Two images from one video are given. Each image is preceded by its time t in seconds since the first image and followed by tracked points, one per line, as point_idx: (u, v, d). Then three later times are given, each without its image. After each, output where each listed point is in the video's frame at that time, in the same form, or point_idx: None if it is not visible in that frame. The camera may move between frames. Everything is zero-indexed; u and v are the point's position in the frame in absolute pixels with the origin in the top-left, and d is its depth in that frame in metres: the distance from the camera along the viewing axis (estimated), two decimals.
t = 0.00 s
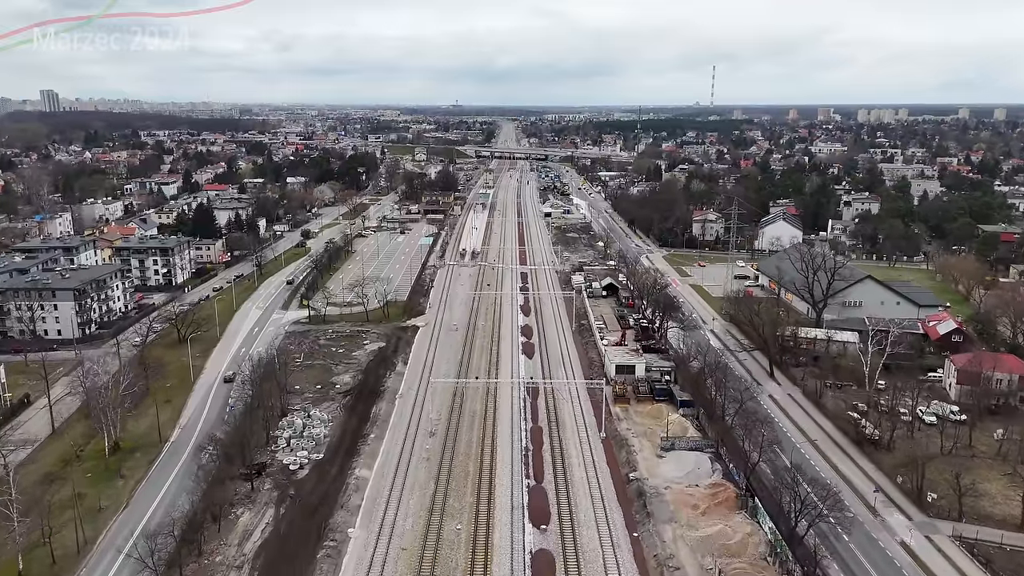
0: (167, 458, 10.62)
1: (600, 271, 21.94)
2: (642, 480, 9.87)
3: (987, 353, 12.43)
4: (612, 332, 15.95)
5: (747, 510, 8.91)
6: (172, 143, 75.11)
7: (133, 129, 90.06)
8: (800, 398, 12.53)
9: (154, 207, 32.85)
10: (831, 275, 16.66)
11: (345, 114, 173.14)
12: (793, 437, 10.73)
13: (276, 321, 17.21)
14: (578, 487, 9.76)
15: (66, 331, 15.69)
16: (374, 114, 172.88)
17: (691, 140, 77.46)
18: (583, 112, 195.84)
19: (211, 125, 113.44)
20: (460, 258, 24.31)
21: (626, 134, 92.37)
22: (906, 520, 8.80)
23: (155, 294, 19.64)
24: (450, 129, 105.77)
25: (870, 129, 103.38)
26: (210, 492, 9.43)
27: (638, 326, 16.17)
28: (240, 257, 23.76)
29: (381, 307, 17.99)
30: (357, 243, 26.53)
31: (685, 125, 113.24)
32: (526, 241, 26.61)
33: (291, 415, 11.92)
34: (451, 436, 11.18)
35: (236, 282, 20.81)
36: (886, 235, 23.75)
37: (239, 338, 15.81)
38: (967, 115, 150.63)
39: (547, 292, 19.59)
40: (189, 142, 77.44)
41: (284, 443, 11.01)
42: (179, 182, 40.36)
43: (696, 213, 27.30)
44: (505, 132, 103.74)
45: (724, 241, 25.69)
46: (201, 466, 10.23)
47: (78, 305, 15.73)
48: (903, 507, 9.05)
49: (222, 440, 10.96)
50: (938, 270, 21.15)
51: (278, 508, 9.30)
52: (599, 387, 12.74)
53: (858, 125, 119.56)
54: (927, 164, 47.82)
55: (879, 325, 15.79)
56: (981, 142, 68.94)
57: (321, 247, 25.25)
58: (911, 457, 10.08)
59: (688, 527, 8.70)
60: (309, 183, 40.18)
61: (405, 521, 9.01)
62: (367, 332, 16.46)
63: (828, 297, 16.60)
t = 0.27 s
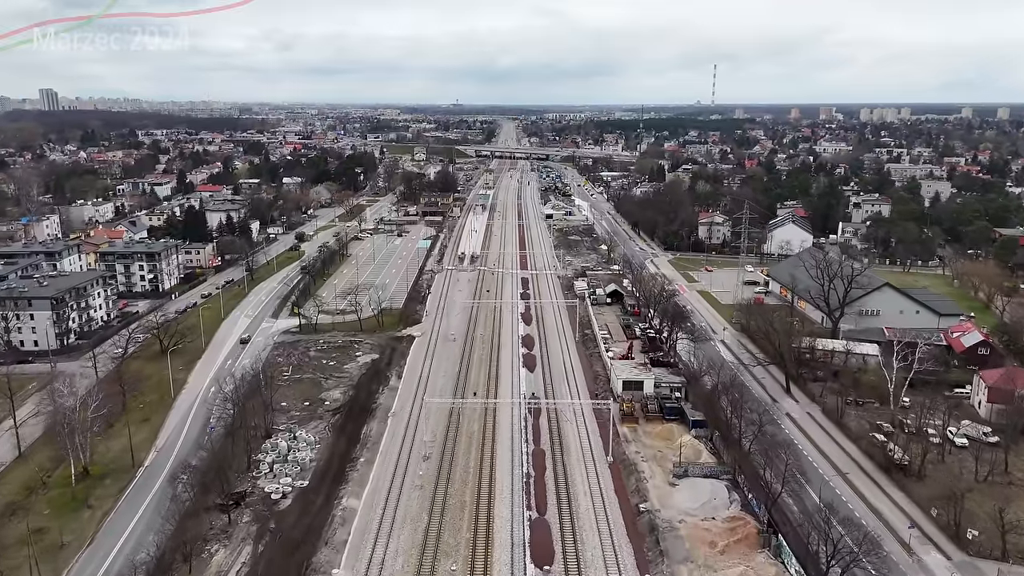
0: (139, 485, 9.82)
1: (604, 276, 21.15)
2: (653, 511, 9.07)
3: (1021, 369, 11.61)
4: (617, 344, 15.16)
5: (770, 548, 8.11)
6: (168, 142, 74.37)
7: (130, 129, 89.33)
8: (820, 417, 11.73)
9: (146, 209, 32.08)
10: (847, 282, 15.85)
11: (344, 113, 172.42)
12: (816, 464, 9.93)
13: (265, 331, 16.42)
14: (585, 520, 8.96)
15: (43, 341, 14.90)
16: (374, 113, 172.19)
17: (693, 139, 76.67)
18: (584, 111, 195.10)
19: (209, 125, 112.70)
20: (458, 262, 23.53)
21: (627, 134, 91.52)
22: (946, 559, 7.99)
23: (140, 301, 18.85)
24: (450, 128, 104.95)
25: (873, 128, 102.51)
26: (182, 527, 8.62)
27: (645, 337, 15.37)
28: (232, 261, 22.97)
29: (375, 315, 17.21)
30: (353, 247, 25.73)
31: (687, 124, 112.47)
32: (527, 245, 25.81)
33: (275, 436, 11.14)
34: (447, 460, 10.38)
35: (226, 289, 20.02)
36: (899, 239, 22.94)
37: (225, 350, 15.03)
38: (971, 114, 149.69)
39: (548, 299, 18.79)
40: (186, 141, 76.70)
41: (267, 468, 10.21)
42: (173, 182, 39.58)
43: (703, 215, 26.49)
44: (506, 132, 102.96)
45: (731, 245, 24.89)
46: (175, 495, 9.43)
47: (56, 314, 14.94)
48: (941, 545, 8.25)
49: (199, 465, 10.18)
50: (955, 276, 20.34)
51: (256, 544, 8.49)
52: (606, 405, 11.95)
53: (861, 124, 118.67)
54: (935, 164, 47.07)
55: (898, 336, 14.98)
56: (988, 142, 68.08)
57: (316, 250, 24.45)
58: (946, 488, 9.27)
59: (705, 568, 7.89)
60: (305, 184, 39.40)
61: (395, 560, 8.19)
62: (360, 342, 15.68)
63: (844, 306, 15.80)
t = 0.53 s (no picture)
0: (107, 518, 9.02)
1: (608, 283, 20.35)
2: (669, 549, 8.27)
3: None
4: (624, 357, 14.36)
5: None
6: (165, 142, 73.64)
7: (128, 128, 88.61)
8: (845, 439, 10.92)
9: (137, 211, 31.31)
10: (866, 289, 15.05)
11: (344, 113, 171.66)
12: (845, 497, 9.13)
13: (254, 342, 15.62)
14: (594, 558, 8.15)
15: (18, 355, 14.12)
16: (374, 113, 171.47)
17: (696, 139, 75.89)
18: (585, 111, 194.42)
19: (208, 124, 111.98)
20: (458, 267, 22.75)
21: (629, 133, 90.69)
22: None
23: (125, 310, 18.07)
24: (450, 128, 104.16)
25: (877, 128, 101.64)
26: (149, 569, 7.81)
27: (654, 349, 14.56)
28: (223, 266, 22.19)
29: (370, 325, 16.42)
30: (349, 251, 24.95)
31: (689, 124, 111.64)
32: (528, 248, 25.02)
33: (259, 460, 10.35)
34: (443, 490, 9.57)
35: (215, 296, 19.24)
36: (914, 243, 22.12)
37: (210, 365, 14.22)
38: (975, 114, 148.68)
39: (551, 307, 17.99)
40: (183, 141, 75.94)
41: (247, 497, 9.40)
42: (167, 184, 38.82)
43: (710, 218, 25.69)
44: (506, 131, 102.19)
45: (740, 249, 24.08)
46: (145, 530, 8.63)
47: (32, 326, 14.15)
48: None
49: (175, 496, 9.38)
50: (975, 282, 19.53)
51: None
52: (614, 428, 11.16)
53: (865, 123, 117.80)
54: (943, 164, 46.28)
55: (921, 347, 14.18)
56: (995, 142, 67.23)
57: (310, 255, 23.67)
58: (990, 525, 8.46)
59: None
60: (302, 185, 38.63)
61: None
62: (353, 354, 14.88)
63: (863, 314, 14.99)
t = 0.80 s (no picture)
0: (67, 559, 8.19)
1: (613, 290, 19.54)
2: None
3: None
4: (632, 373, 13.55)
5: None
6: (162, 143, 72.85)
7: (125, 128, 87.81)
8: (873, 467, 10.11)
9: (128, 214, 30.50)
10: (886, 299, 14.24)
11: (344, 113, 170.88)
12: (879, 537, 8.31)
13: (240, 356, 14.81)
14: None
15: None
16: (374, 112, 170.70)
17: (699, 139, 75.04)
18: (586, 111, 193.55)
19: (206, 125, 111.19)
20: (456, 273, 21.93)
21: (631, 133, 89.85)
22: None
23: (108, 320, 17.27)
24: (450, 128, 103.35)
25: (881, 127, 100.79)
26: None
27: (665, 364, 13.74)
28: (213, 273, 21.37)
29: (363, 336, 15.61)
30: (344, 255, 24.14)
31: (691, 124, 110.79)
32: (529, 253, 24.20)
33: (237, 491, 9.52)
34: (437, 526, 8.74)
35: (203, 305, 18.44)
36: (930, 248, 21.29)
37: (193, 382, 13.40)
38: (978, 114, 147.87)
39: (554, 317, 17.17)
40: (180, 142, 75.11)
41: (222, 535, 8.57)
42: (160, 186, 38.01)
43: (717, 222, 24.87)
44: (507, 131, 101.40)
45: (748, 254, 23.26)
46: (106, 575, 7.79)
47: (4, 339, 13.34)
48: None
49: (143, 534, 8.55)
50: (996, 290, 18.71)
51: None
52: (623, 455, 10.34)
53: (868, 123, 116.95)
54: (952, 165, 45.43)
55: (946, 361, 13.36)
56: (1002, 142, 66.39)
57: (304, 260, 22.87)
58: None
59: None
60: (298, 187, 37.82)
61: None
62: (344, 369, 14.07)
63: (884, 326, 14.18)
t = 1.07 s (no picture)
0: None
1: (619, 298, 18.72)
2: None
3: None
4: (640, 392, 12.76)
5: None
6: (159, 143, 72.10)
7: (122, 128, 87.00)
8: (907, 498, 9.27)
9: (119, 217, 29.70)
10: (909, 310, 13.40)
11: (344, 113, 170.18)
12: None
13: (226, 370, 13.99)
14: None
15: None
16: (374, 112, 170.04)
17: (702, 139, 74.20)
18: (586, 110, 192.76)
19: (205, 124, 110.41)
20: (455, 278, 21.13)
21: (632, 133, 89.05)
22: None
23: (89, 330, 16.46)
24: (450, 128, 102.56)
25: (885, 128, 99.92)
26: None
27: (677, 381, 12.91)
28: (202, 279, 20.58)
29: (355, 349, 14.80)
30: (338, 260, 23.33)
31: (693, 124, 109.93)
32: (531, 257, 23.37)
33: (214, 526, 8.70)
34: (431, 568, 7.92)
35: (190, 314, 17.64)
36: (948, 254, 20.46)
37: (174, 400, 12.58)
38: (982, 113, 146.63)
39: (557, 327, 16.36)
40: (177, 142, 74.34)
41: None
42: (154, 187, 37.21)
43: (725, 225, 24.05)
44: (507, 131, 100.63)
45: (757, 259, 22.43)
46: None
47: None
48: None
49: None
50: (1019, 298, 17.88)
51: None
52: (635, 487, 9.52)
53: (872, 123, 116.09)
54: (962, 166, 44.60)
55: (975, 375, 12.53)
56: (1009, 142, 65.54)
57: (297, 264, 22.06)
58: None
59: None
60: (294, 189, 37.00)
61: None
62: (335, 385, 13.26)
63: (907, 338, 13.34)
